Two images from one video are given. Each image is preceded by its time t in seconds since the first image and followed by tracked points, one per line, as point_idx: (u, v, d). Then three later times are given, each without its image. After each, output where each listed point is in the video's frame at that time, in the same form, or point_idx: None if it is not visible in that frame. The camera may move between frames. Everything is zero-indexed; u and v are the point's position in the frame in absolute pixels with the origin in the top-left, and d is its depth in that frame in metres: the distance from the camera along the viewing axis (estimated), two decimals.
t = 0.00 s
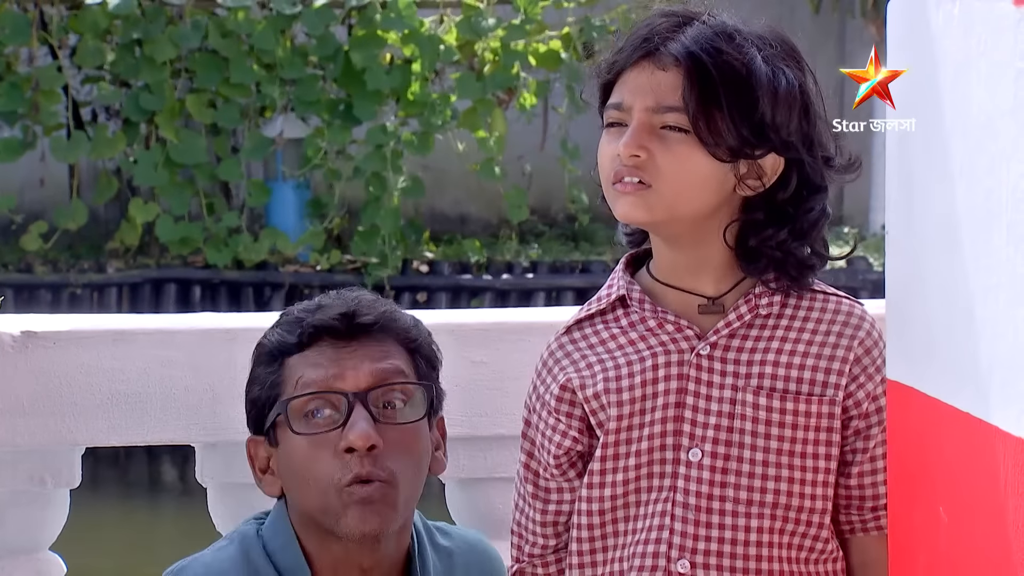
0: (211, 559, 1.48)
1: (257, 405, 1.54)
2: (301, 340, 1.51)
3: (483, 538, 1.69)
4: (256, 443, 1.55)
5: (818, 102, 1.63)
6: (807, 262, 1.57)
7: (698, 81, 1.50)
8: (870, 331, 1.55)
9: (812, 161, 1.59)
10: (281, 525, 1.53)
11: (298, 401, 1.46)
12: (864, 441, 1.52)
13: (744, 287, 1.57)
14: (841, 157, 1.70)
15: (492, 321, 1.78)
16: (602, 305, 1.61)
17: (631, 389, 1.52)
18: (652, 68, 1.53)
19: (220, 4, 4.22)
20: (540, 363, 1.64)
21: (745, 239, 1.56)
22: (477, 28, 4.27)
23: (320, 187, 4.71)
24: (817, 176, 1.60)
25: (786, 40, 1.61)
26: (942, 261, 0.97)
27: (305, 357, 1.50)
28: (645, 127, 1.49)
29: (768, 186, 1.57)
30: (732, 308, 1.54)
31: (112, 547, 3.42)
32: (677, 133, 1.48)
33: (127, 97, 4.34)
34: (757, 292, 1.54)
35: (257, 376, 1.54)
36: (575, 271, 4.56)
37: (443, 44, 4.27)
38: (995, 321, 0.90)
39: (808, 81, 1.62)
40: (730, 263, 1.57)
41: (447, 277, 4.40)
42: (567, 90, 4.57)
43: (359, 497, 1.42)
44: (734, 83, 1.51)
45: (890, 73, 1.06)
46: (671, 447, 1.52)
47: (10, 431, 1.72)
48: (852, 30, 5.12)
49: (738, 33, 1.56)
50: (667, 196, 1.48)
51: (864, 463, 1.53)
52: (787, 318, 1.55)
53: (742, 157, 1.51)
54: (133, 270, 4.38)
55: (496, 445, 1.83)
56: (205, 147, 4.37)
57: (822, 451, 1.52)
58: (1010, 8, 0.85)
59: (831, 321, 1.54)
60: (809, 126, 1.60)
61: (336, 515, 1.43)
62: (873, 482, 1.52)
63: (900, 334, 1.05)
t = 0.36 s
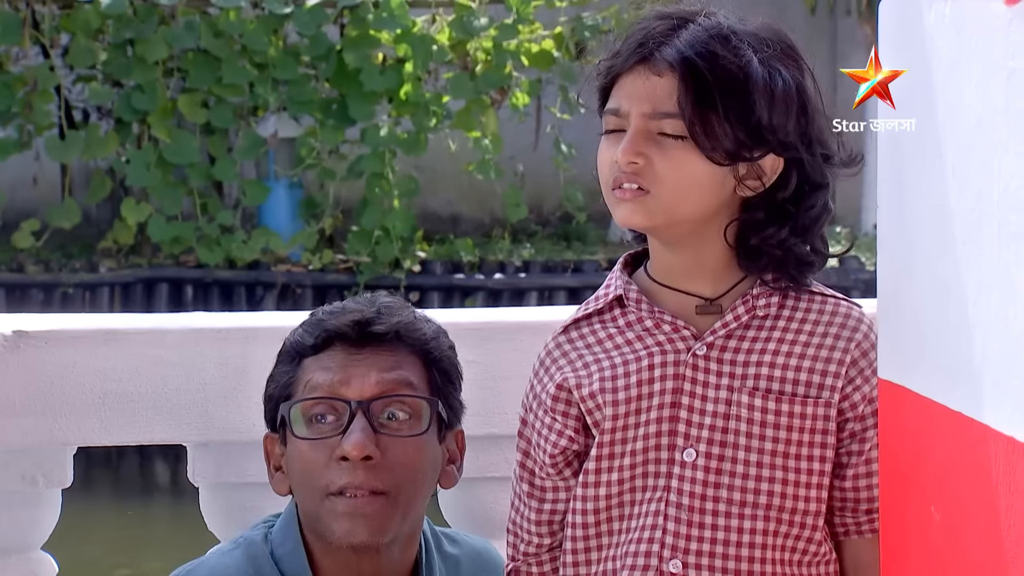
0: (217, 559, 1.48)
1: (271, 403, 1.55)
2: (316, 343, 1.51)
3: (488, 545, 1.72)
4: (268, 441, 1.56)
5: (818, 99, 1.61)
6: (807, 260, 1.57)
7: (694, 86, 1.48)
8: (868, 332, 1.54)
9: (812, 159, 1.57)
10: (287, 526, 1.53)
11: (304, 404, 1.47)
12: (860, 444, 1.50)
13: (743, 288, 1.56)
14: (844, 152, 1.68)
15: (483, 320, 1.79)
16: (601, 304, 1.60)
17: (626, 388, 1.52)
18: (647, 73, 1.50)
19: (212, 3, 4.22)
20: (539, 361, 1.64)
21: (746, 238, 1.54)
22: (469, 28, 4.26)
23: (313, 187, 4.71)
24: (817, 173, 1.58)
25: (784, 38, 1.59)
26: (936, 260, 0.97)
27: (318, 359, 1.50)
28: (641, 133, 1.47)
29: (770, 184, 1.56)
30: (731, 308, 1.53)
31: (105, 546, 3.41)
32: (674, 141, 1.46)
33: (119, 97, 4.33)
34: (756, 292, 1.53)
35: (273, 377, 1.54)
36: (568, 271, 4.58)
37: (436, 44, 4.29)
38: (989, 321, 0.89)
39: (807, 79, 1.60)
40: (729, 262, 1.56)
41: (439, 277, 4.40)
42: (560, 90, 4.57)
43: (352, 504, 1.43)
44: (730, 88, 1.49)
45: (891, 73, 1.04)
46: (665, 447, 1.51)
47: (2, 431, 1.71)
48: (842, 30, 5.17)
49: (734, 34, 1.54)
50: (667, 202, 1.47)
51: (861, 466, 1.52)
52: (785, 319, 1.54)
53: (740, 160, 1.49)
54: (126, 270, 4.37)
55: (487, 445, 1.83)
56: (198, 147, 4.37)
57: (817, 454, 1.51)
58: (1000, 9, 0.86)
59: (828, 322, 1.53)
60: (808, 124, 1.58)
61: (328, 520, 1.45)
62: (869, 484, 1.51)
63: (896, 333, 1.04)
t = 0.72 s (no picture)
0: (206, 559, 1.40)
1: (259, 407, 1.42)
2: (309, 330, 1.43)
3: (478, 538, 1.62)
4: (264, 444, 1.43)
5: (820, 96, 1.60)
6: (809, 257, 1.55)
7: (696, 83, 1.47)
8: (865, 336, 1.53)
9: (814, 157, 1.55)
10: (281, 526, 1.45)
11: (342, 379, 1.41)
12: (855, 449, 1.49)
13: (743, 290, 1.55)
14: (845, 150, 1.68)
15: (475, 318, 1.79)
16: (601, 303, 1.61)
17: (621, 386, 1.52)
18: (648, 72, 1.50)
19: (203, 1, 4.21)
20: (539, 360, 1.64)
21: (748, 235, 1.53)
22: (460, 24, 4.24)
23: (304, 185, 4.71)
24: (819, 170, 1.56)
25: (786, 36, 1.58)
26: (927, 259, 0.97)
27: (321, 343, 1.43)
28: (643, 131, 1.47)
29: (771, 183, 1.55)
30: (729, 309, 1.53)
31: (95, 544, 3.41)
32: (676, 137, 1.46)
33: (110, 95, 4.32)
34: (755, 293, 1.53)
35: (260, 379, 1.42)
36: (558, 268, 4.59)
37: (427, 42, 4.28)
38: (979, 320, 0.90)
39: (809, 77, 1.59)
40: (730, 261, 1.56)
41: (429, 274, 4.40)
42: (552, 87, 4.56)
43: (428, 467, 1.39)
44: (733, 85, 1.48)
45: (891, 73, 1.02)
46: (658, 445, 1.51)
47: None
48: (834, 27, 5.18)
49: (736, 32, 1.53)
50: (670, 200, 1.46)
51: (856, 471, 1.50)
52: (784, 321, 1.53)
53: (742, 157, 1.49)
54: (117, 267, 4.36)
55: (479, 442, 1.83)
56: (190, 145, 4.36)
57: (810, 457, 1.50)
58: (990, 8, 0.86)
59: (827, 325, 1.52)
60: (811, 122, 1.57)
61: (401, 491, 1.38)
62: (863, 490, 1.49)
63: (892, 335, 1.05)
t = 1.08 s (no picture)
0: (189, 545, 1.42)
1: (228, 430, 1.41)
2: (272, 349, 1.41)
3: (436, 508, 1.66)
4: (234, 468, 1.43)
5: (813, 95, 1.60)
6: (801, 253, 1.55)
7: (692, 76, 1.47)
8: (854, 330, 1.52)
9: (807, 154, 1.56)
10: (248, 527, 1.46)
11: (323, 407, 1.43)
12: (844, 446, 1.48)
13: (733, 286, 1.55)
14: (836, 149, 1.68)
15: (465, 314, 1.79)
16: (592, 299, 1.61)
17: (608, 382, 1.53)
18: (644, 65, 1.49)
19: None
20: (532, 355, 1.64)
21: (740, 230, 1.53)
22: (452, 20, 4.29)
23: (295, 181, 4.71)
24: (811, 169, 1.56)
25: (780, 33, 1.58)
26: (916, 256, 0.97)
27: (287, 363, 1.42)
28: (639, 123, 1.47)
29: (764, 179, 1.54)
30: (717, 305, 1.52)
31: (86, 539, 3.41)
32: (671, 130, 1.46)
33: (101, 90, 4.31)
34: (744, 290, 1.52)
35: (228, 404, 1.39)
36: (549, 265, 4.59)
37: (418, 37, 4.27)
38: (971, 315, 0.90)
39: (803, 75, 1.60)
40: (723, 258, 1.55)
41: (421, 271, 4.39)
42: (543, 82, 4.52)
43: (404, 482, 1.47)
44: (727, 80, 1.49)
45: (891, 74, 1.00)
46: (646, 442, 1.51)
47: None
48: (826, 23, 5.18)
49: (732, 28, 1.53)
50: (663, 193, 1.46)
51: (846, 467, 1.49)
52: (772, 317, 1.52)
53: (736, 152, 1.48)
54: (108, 263, 4.36)
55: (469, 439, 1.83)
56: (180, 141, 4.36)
57: (798, 453, 1.49)
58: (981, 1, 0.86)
59: (815, 321, 1.51)
60: (804, 120, 1.57)
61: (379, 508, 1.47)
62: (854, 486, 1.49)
63: (879, 335, 1.05)
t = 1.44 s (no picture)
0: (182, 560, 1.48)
1: (221, 403, 1.47)
2: (265, 324, 1.48)
3: (449, 520, 1.70)
4: (226, 444, 1.49)
5: (812, 92, 1.60)
6: (801, 249, 1.55)
7: (692, 75, 1.47)
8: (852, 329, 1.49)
9: (807, 150, 1.55)
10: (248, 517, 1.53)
11: (313, 380, 1.47)
12: (837, 445, 1.45)
13: (732, 283, 1.55)
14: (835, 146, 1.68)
15: (462, 313, 1.79)
16: (593, 297, 1.63)
17: (603, 380, 1.53)
18: (644, 66, 1.49)
19: None
20: (537, 350, 1.66)
21: (742, 227, 1.53)
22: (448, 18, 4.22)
23: (292, 180, 4.70)
24: (810, 165, 1.56)
25: (778, 31, 1.59)
26: (911, 255, 0.98)
27: (280, 338, 1.48)
28: (640, 125, 1.46)
29: (765, 176, 1.53)
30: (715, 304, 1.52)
31: (81, 537, 3.41)
32: (673, 132, 1.45)
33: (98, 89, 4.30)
34: (740, 288, 1.51)
35: (221, 377, 1.46)
36: (546, 263, 4.58)
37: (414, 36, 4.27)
38: (965, 314, 0.90)
39: (801, 72, 1.60)
40: (722, 256, 1.55)
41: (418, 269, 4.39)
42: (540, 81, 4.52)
43: (393, 463, 1.47)
44: (728, 78, 1.48)
45: (890, 74, 1.00)
46: (639, 440, 1.50)
47: None
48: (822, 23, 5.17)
49: (731, 26, 1.53)
50: (666, 195, 1.45)
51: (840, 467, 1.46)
52: (769, 316, 1.51)
53: (738, 151, 1.47)
54: (104, 262, 4.35)
55: (465, 437, 1.83)
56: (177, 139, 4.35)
57: (791, 452, 1.47)
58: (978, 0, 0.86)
59: (812, 320, 1.49)
60: (804, 116, 1.57)
61: (368, 487, 1.46)
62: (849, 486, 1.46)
63: (878, 331, 1.06)
